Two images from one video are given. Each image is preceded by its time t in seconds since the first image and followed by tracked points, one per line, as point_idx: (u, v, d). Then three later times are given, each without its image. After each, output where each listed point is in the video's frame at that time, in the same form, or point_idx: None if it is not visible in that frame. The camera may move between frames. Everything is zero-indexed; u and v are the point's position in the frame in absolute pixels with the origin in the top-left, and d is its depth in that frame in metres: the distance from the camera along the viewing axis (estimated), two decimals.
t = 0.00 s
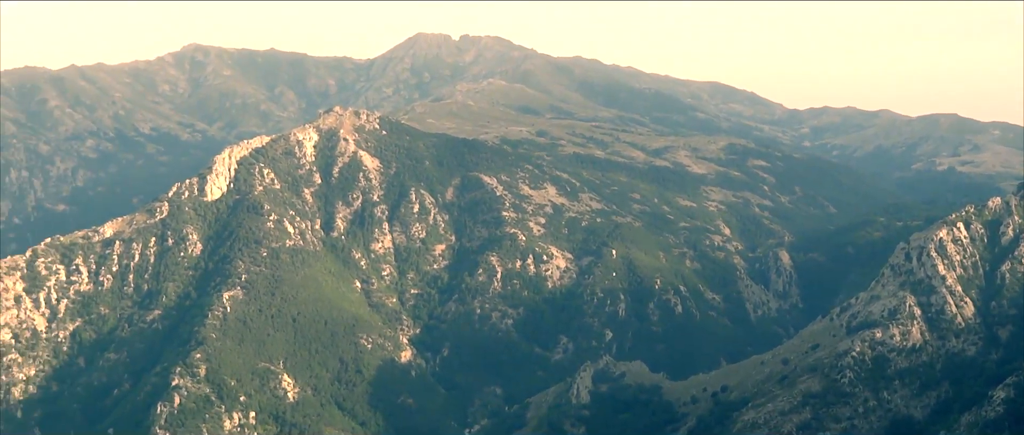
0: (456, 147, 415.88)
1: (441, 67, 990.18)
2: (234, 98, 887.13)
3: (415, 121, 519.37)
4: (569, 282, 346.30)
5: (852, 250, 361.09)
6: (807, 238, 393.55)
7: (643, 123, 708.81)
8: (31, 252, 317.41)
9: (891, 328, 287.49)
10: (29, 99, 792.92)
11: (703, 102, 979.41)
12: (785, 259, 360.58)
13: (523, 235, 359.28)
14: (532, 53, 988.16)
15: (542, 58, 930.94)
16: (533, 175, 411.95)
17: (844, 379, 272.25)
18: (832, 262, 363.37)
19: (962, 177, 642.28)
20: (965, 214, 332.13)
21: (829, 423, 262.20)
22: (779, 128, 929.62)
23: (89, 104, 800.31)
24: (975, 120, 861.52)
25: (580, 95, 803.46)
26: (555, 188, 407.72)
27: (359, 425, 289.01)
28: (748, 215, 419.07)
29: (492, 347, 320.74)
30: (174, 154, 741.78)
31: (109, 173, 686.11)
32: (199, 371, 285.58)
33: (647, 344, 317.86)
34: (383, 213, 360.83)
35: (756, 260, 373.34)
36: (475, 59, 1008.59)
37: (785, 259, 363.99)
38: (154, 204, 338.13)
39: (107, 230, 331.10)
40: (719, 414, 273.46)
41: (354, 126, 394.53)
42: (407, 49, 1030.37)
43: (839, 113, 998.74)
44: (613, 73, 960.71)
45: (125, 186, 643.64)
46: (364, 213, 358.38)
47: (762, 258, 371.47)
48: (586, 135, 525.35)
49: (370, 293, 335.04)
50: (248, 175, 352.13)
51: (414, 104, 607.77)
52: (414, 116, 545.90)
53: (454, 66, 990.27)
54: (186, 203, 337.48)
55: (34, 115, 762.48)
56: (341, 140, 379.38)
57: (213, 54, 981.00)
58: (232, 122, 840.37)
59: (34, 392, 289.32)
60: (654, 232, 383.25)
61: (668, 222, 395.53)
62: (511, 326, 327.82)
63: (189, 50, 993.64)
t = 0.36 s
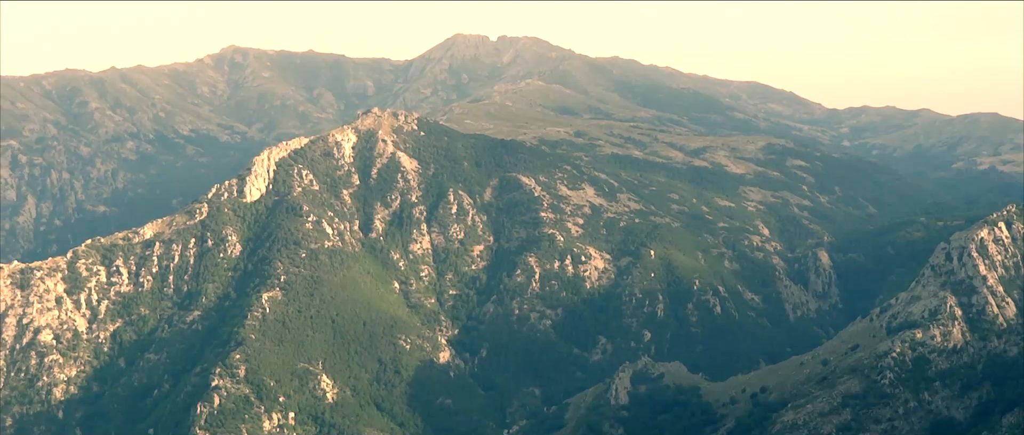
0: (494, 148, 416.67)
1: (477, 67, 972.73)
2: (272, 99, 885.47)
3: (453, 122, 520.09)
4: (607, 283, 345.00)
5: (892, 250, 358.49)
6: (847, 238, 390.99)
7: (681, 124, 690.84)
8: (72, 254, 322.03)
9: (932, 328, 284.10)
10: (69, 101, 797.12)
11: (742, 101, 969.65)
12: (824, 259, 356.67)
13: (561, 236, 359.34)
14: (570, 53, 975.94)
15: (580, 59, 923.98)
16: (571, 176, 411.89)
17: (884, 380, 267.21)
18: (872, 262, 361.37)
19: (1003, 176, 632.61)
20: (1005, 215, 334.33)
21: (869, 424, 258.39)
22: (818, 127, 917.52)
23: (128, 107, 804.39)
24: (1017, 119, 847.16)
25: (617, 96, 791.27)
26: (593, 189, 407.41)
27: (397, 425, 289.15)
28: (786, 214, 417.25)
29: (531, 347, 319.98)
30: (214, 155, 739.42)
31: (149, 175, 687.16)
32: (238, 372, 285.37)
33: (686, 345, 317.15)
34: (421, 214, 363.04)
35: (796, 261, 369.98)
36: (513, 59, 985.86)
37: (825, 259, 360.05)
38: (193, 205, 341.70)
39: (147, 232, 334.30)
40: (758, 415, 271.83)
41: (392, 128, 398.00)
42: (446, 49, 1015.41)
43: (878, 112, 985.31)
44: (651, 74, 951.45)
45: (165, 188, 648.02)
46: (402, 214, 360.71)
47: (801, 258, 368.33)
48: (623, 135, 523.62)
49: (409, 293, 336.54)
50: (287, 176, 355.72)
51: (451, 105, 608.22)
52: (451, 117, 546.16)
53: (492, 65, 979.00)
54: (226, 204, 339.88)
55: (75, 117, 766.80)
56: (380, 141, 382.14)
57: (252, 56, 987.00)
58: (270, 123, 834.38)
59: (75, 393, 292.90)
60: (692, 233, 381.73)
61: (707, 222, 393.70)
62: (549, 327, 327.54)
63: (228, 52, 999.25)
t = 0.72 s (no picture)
0: (525, 148, 416.43)
1: (509, 67, 969.79)
2: (304, 100, 885.31)
3: (484, 123, 520.20)
4: (639, 284, 344.26)
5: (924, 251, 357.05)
6: (880, 238, 389.33)
7: (711, 124, 687.64)
8: (106, 255, 324.55)
9: (965, 329, 278.66)
10: (103, 103, 804.23)
11: (775, 100, 960.29)
12: (856, 259, 356.63)
13: (592, 237, 359.18)
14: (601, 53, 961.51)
15: (611, 59, 919.03)
16: (602, 176, 411.63)
17: (917, 381, 264.34)
18: (905, 263, 360.15)
19: None
20: None
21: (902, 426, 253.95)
22: (850, 126, 906.02)
23: (161, 107, 810.31)
24: None
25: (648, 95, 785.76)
26: (624, 189, 407.53)
27: (428, 426, 289.77)
28: (818, 214, 415.83)
29: (561, 348, 319.98)
30: (246, 156, 739.91)
31: (181, 176, 690.85)
32: (270, 372, 286.89)
33: (718, 345, 316.40)
34: (452, 215, 363.90)
35: (828, 261, 369.50)
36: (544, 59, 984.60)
37: (857, 259, 360.49)
38: (225, 206, 343.40)
39: (179, 232, 336.12)
40: (791, 415, 270.41)
41: (423, 128, 398.89)
42: (477, 50, 1006.50)
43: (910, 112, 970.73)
44: (682, 73, 940.53)
45: (198, 188, 652.87)
46: (433, 214, 361.61)
47: (833, 258, 367.91)
48: (654, 135, 521.96)
49: (440, 294, 337.69)
50: (319, 177, 356.94)
51: (481, 107, 609.36)
52: (482, 117, 546.36)
53: (523, 67, 965.77)
54: (257, 205, 341.85)
55: (108, 119, 773.97)
56: (411, 142, 383.39)
57: (284, 57, 992.00)
58: (301, 125, 828.53)
59: (108, 393, 295.12)
60: (724, 233, 380.72)
61: (739, 222, 392.61)
62: (581, 327, 327.55)
63: (261, 54, 1005.23)
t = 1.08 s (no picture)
0: (553, 149, 416.29)
1: (536, 68, 967.32)
2: (332, 101, 887.83)
3: (513, 124, 520.58)
4: (667, 285, 343.69)
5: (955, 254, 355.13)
6: (910, 240, 387.33)
7: (739, 125, 685.69)
8: (135, 256, 326.74)
9: (996, 331, 268.44)
10: (132, 104, 808.45)
11: (804, 100, 952.51)
12: (885, 261, 355.96)
13: (620, 237, 358.71)
14: (629, 53, 954.49)
15: (639, 59, 915.25)
16: (630, 178, 410.65)
17: (946, 383, 254.91)
18: (934, 267, 358.64)
19: None
20: None
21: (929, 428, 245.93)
22: (879, 127, 897.05)
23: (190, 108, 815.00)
24: None
25: (676, 96, 782.11)
26: (652, 190, 406.44)
27: (456, 426, 290.07)
28: (847, 215, 413.91)
29: (588, 348, 319.94)
30: (274, 157, 742.68)
31: (210, 178, 694.74)
32: (299, 373, 288.38)
33: (747, 346, 315.58)
34: (480, 215, 364.33)
35: (857, 262, 368.10)
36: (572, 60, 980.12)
37: (886, 261, 359.76)
38: (254, 207, 345.09)
39: (209, 233, 338.25)
40: (820, 417, 266.33)
41: (451, 130, 399.71)
42: (505, 52, 1006.90)
43: (940, 113, 958.79)
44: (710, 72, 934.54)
45: (226, 190, 655.83)
46: (461, 215, 362.44)
47: (862, 259, 366.41)
48: (683, 136, 520.57)
49: (468, 295, 338.76)
50: (347, 178, 358.92)
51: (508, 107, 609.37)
52: (510, 118, 546.46)
53: (551, 68, 962.59)
54: (286, 206, 343.53)
55: (138, 120, 779.36)
56: (438, 143, 384.40)
57: (312, 57, 994.83)
58: (329, 126, 839.35)
59: (138, 393, 297.18)
60: (752, 233, 379.52)
61: (768, 223, 391.32)
62: (608, 328, 327.54)
63: (290, 54, 1008.65)
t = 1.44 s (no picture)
0: (582, 151, 415.64)
1: (567, 70, 965.58)
2: (363, 103, 890.68)
3: (543, 126, 520.78)
4: (697, 287, 342.60)
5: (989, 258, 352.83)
6: (942, 244, 385.16)
7: (770, 127, 682.86)
8: (167, 256, 329.07)
9: None
10: (165, 105, 812.88)
11: (835, 102, 945.72)
12: (917, 264, 355.10)
13: (650, 239, 357.73)
14: (659, 55, 951.13)
15: (669, 60, 911.84)
16: (660, 179, 409.03)
17: (979, 387, 244.20)
18: (967, 271, 356.76)
19: None
20: None
21: (962, 432, 237.60)
22: (911, 129, 888.75)
23: (222, 110, 820.29)
24: None
25: (708, 97, 779.68)
26: (682, 192, 404.67)
27: (486, 427, 290.20)
28: (879, 218, 411.87)
29: (618, 351, 319.59)
30: (304, 159, 746.61)
31: (241, 179, 699.49)
32: (328, 373, 289.66)
33: (777, 349, 314.12)
34: (509, 217, 364.54)
35: (888, 265, 366.41)
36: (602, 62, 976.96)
37: (918, 264, 358.79)
38: (285, 208, 346.79)
39: (240, 234, 340.35)
40: (851, 421, 260.87)
41: (480, 131, 400.49)
42: (536, 53, 1008.21)
43: (973, 115, 948.49)
44: (741, 74, 929.89)
45: (256, 191, 658.53)
46: (491, 217, 363.11)
47: (893, 262, 364.65)
48: (713, 137, 519.10)
49: (498, 297, 339.77)
50: (377, 179, 360.66)
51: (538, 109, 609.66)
52: (539, 120, 546.53)
53: (581, 69, 960.92)
54: (316, 207, 345.10)
55: (170, 120, 783.78)
56: (468, 145, 385.41)
57: (342, 60, 998.27)
58: (361, 127, 843.49)
59: (169, 392, 299.38)
60: (782, 236, 377.77)
61: (798, 225, 389.75)
62: (638, 329, 327.04)
63: (319, 57, 1012.85)
